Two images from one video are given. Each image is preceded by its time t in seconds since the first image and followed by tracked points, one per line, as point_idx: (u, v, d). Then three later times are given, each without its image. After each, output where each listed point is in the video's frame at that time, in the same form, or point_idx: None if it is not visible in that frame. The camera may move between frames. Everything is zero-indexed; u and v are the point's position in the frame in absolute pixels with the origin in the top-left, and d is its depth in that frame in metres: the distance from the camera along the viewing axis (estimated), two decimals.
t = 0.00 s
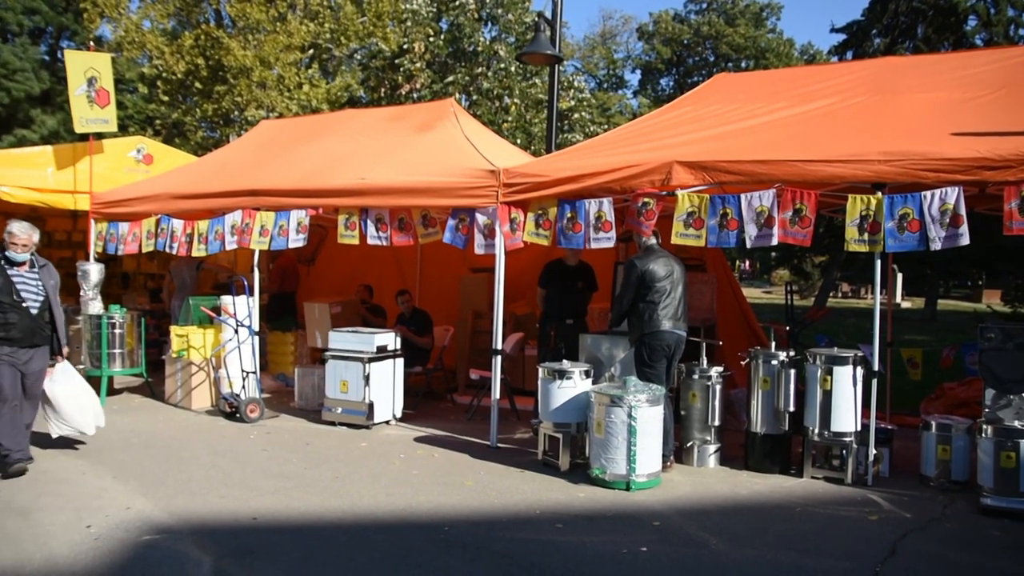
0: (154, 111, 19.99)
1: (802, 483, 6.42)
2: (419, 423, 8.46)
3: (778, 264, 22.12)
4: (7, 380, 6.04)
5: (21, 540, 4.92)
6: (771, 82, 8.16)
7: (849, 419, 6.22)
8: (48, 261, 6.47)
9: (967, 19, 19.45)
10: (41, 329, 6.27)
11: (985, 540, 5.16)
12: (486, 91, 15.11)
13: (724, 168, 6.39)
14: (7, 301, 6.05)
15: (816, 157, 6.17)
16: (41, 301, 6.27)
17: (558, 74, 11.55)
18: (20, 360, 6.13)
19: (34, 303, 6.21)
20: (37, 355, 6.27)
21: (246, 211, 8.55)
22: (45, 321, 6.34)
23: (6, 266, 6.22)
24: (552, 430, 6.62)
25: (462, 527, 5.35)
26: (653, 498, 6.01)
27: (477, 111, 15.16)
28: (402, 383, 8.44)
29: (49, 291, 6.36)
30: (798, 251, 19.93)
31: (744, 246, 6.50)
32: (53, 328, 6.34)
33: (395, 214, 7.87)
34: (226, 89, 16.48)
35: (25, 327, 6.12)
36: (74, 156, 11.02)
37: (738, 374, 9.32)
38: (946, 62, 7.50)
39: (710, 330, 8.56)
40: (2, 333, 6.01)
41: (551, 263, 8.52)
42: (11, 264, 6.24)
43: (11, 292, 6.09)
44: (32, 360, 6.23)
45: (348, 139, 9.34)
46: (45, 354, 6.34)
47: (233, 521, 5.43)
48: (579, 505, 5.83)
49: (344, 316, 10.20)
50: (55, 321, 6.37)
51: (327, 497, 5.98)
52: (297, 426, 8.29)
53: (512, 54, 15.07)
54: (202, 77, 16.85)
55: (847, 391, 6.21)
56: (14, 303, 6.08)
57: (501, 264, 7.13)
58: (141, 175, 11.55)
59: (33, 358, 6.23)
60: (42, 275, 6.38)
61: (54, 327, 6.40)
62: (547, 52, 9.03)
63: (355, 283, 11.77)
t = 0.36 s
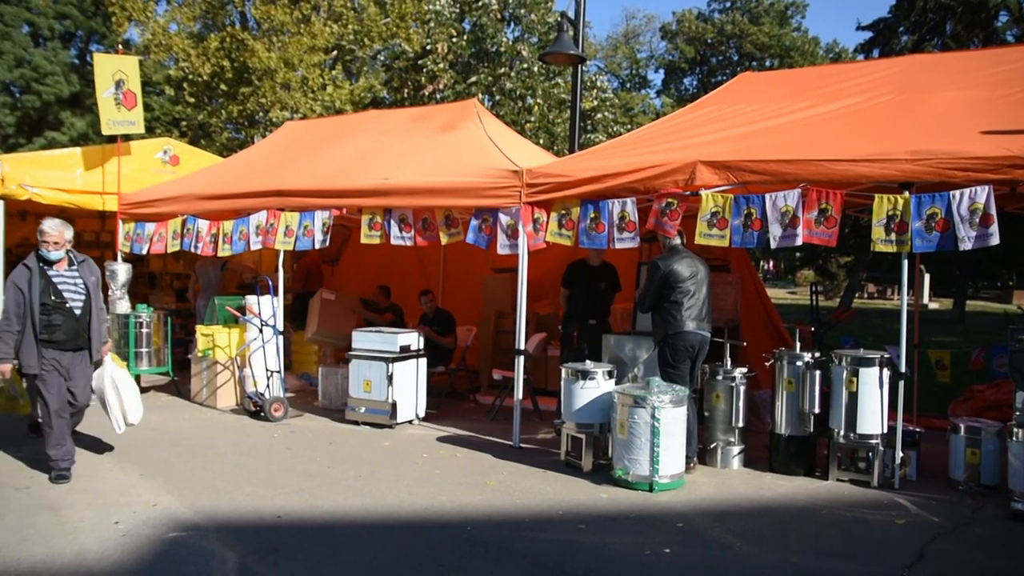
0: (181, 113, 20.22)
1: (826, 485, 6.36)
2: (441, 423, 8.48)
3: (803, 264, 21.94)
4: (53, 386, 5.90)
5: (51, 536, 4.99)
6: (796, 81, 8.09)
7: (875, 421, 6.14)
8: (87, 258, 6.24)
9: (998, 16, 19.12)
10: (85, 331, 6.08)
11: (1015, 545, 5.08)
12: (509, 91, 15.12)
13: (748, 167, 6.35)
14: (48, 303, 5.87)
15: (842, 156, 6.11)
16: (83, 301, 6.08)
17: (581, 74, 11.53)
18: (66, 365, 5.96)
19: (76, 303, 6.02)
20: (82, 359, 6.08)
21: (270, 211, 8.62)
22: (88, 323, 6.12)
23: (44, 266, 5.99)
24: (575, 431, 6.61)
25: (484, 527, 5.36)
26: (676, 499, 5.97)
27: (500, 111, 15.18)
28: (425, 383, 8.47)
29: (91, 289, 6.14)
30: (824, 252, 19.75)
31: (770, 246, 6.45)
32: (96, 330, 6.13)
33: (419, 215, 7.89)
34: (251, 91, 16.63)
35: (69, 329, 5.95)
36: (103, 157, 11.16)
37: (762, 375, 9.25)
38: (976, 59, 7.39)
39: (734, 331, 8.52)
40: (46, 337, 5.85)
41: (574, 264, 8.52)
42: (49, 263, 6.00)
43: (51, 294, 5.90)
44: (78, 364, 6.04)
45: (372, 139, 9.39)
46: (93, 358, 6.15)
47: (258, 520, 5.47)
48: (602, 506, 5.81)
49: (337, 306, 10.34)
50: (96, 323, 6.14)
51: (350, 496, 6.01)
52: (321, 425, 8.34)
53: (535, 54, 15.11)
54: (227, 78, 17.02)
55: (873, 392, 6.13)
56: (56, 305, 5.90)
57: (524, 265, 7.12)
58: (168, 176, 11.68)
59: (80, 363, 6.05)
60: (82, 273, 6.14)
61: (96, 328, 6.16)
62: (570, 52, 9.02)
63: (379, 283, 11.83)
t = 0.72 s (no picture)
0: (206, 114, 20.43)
1: (852, 488, 6.29)
2: (464, 422, 8.50)
3: (828, 264, 21.73)
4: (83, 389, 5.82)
5: (81, 532, 5.06)
6: (822, 79, 8.01)
7: (902, 424, 6.06)
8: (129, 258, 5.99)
9: None
10: (122, 333, 5.85)
11: None
12: (532, 91, 15.12)
13: (773, 167, 6.30)
14: (82, 304, 5.72)
15: (869, 155, 6.05)
16: (120, 303, 5.85)
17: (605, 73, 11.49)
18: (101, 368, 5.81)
19: (112, 305, 5.80)
20: (121, 361, 5.86)
21: (295, 211, 8.68)
22: (127, 325, 5.89)
23: (84, 264, 5.84)
24: (597, 431, 6.59)
25: (506, 527, 5.36)
26: (700, 501, 5.94)
27: (523, 111, 15.18)
28: (448, 383, 8.49)
29: (129, 291, 5.90)
30: (850, 251, 19.54)
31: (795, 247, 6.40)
32: (133, 334, 5.87)
33: (442, 215, 7.92)
34: (276, 92, 16.76)
35: (103, 331, 5.76)
36: (131, 158, 11.34)
37: (786, 377, 9.17)
38: (1006, 56, 7.27)
39: (758, 332, 8.47)
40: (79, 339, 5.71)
41: (597, 264, 8.50)
42: (88, 262, 5.84)
43: (87, 293, 5.75)
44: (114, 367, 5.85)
45: (396, 139, 9.43)
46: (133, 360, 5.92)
47: (282, 517, 5.51)
48: (625, 507, 5.80)
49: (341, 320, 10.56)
50: (134, 324, 5.87)
51: (373, 495, 6.03)
52: (345, 424, 8.39)
53: (558, 53, 15.12)
54: (252, 80, 17.16)
55: (900, 394, 6.05)
56: (91, 307, 5.73)
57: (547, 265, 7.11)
58: (194, 177, 11.81)
59: (117, 366, 5.84)
60: (121, 274, 5.92)
61: (135, 331, 5.91)
62: (593, 51, 9.00)
63: (402, 282, 11.88)
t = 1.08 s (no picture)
0: (230, 116, 20.61)
1: (877, 491, 6.22)
2: (485, 422, 8.52)
3: (853, 264, 21.52)
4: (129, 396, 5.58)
5: (108, 528, 5.14)
6: (847, 77, 7.93)
7: (928, 426, 5.98)
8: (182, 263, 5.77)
9: None
10: (172, 341, 5.66)
11: None
12: (553, 91, 15.11)
13: (797, 166, 6.26)
14: (133, 309, 5.52)
15: (893, 154, 5.99)
16: (171, 310, 5.65)
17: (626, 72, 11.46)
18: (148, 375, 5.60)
19: (163, 312, 5.60)
20: (168, 369, 5.68)
21: (318, 212, 8.73)
22: (177, 332, 5.70)
23: (136, 268, 5.62)
24: (619, 432, 6.58)
25: (528, 527, 5.36)
26: (722, 502, 5.91)
27: (544, 111, 15.18)
28: (469, 383, 8.50)
29: (180, 298, 5.69)
30: (875, 252, 19.33)
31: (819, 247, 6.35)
32: (183, 340, 5.67)
33: (464, 215, 7.94)
34: (299, 93, 16.86)
35: (153, 338, 5.56)
36: (156, 159, 11.48)
37: (810, 378, 9.10)
38: None
39: (781, 333, 8.42)
40: (129, 345, 5.51)
41: (618, 265, 8.49)
42: (141, 266, 5.62)
43: (138, 299, 5.55)
44: (162, 374, 5.65)
45: (418, 140, 9.47)
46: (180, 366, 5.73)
47: (304, 516, 5.55)
48: (646, 508, 5.78)
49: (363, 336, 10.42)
50: (185, 332, 5.69)
51: (395, 495, 6.06)
52: (366, 424, 8.43)
53: (580, 53, 15.09)
54: (275, 81, 17.30)
55: (926, 396, 5.98)
56: (142, 313, 5.52)
57: (569, 265, 7.10)
58: (218, 178, 11.93)
59: (163, 372, 5.64)
60: (173, 280, 5.71)
61: (185, 339, 5.72)
62: (615, 51, 8.98)
63: (423, 282, 11.93)
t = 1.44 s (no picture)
0: (251, 117, 20.78)
1: (899, 493, 6.16)
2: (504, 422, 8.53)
3: (875, 264, 21.35)
4: (169, 400, 5.27)
5: (131, 525, 5.20)
6: (870, 75, 7.85)
7: (952, 428, 5.92)
8: (217, 261, 5.53)
9: None
10: (205, 343, 5.42)
11: None
12: (573, 91, 15.12)
13: (819, 166, 6.21)
14: (167, 310, 5.27)
15: (917, 153, 5.93)
16: (205, 310, 5.41)
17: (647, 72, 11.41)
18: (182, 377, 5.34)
19: (197, 312, 5.36)
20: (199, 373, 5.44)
21: (338, 212, 8.77)
22: (211, 333, 5.47)
23: (168, 266, 5.38)
24: (638, 432, 6.57)
25: (547, 527, 5.36)
26: (742, 504, 5.88)
27: (564, 111, 15.18)
28: (488, 383, 8.51)
29: (215, 298, 5.46)
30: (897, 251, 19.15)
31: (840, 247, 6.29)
32: (218, 342, 5.44)
33: (483, 215, 7.94)
34: (319, 94, 16.99)
35: (187, 339, 5.31)
36: (178, 159, 11.52)
37: (832, 379, 9.04)
38: None
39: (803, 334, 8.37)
40: (162, 347, 5.25)
41: (638, 265, 8.47)
42: (173, 264, 5.38)
43: (171, 299, 5.30)
44: (197, 376, 5.42)
45: (438, 140, 9.50)
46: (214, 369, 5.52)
47: (324, 515, 5.59)
48: (666, 509, 5.76)
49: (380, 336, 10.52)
50: (219, 334, 5.46)
51: (414, 494, 6.08)
52: (386, 423, 8.46)
53: (600, 53, 15.07)
54: (296, 82, 17.43)
55: (950, 398, 5.92)
56: (176, 313, 5.28)
57: (588, 265, 7.08)
58: (239, 178, 12.03)
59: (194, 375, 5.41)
60: (207, 279, 5.46)
61: (220, 340, 5.49)
62: (635, 51, 8.95)
63: (443, 283, 11.96)
